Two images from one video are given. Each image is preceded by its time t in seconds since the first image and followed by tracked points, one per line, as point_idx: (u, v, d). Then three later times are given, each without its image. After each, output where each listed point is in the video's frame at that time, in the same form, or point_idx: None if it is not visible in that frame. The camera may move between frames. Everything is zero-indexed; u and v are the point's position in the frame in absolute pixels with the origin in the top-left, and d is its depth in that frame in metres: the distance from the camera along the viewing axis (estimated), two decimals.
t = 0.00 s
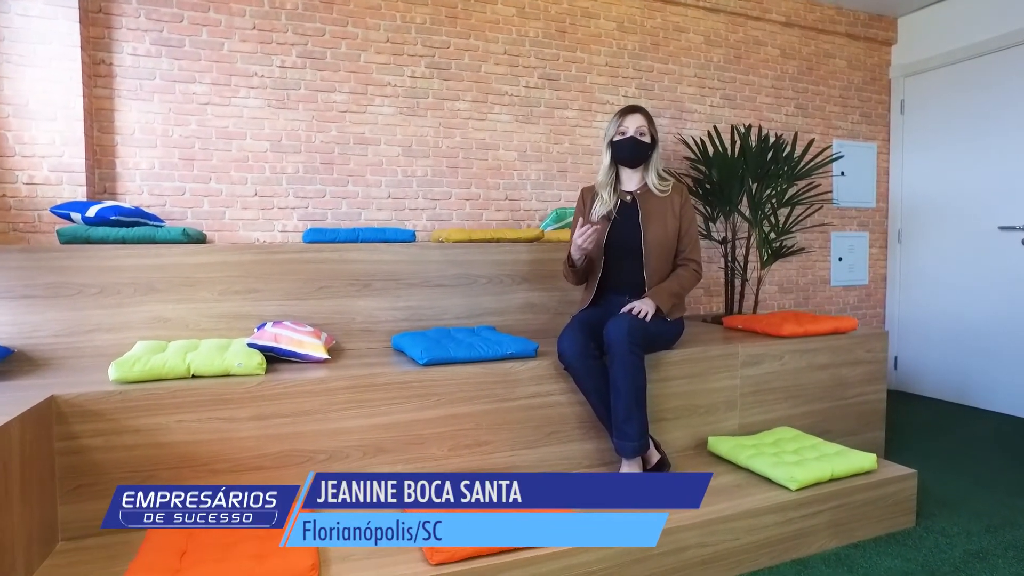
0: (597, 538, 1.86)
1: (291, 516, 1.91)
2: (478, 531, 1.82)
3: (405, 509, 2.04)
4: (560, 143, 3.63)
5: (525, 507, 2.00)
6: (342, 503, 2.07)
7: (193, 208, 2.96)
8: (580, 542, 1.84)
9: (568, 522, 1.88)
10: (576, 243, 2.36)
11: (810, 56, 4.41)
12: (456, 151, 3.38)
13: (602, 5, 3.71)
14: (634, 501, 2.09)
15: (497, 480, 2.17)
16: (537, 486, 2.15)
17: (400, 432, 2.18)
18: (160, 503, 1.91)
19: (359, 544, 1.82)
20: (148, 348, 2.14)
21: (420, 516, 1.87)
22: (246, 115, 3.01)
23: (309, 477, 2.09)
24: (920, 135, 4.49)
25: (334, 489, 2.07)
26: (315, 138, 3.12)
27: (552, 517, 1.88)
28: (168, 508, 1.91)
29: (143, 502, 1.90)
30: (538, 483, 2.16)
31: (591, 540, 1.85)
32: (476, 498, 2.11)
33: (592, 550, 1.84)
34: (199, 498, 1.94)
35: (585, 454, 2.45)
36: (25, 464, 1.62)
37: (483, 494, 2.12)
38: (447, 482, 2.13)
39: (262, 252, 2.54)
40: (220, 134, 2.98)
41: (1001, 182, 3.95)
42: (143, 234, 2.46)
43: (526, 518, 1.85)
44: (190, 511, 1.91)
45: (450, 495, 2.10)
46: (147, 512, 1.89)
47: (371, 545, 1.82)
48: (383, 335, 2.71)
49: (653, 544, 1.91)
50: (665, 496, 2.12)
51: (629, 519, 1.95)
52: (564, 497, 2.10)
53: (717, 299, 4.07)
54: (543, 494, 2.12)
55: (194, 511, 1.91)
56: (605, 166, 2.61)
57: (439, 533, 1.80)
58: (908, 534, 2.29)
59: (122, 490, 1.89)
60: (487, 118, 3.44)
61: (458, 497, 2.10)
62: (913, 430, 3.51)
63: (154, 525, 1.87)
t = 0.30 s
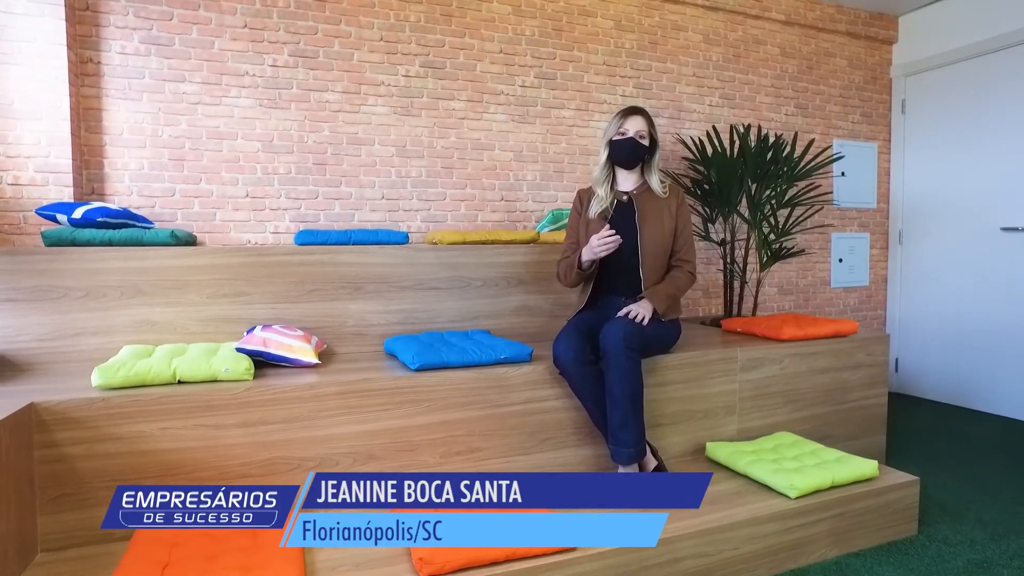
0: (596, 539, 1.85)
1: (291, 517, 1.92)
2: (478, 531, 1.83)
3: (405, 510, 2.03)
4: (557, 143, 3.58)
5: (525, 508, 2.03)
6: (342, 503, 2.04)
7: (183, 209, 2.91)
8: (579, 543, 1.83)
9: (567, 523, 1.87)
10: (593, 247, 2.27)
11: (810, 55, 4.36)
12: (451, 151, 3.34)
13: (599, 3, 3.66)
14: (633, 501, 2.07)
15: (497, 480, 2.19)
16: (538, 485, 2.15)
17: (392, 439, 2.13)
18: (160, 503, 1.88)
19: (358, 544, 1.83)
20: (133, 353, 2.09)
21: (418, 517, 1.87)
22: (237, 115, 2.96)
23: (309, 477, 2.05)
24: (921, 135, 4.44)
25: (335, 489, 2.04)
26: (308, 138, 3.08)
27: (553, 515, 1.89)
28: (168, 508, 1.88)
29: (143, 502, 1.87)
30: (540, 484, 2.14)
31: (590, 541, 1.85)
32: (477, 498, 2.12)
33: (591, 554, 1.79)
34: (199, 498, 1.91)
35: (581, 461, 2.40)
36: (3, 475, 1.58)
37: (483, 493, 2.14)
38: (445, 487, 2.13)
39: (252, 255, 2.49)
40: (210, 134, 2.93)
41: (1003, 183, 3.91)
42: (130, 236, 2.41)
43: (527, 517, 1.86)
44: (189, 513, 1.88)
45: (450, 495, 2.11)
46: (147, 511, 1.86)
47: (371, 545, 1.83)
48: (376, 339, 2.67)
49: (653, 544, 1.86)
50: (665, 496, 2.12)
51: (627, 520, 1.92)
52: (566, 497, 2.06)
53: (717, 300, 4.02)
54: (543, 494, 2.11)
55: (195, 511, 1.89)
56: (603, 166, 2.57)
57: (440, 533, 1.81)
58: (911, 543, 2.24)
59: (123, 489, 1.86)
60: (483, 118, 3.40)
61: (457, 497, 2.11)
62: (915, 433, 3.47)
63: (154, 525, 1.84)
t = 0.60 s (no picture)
0: (596, 538, 1.87)
1: (291, 516, 1.91)
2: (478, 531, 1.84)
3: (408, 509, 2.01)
4: (553, 144, 3.53)
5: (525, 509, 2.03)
6: (342, 503, 2.02)
7: (173, 212, 2.87)
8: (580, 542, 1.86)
9: (566, 523, 1.89)
10: (591, 291, 2.28)
11: (811, 55, 4.31)
12: (446, 152, 3.29)
13: (596, 2, 3.62)
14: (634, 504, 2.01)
15: (497, 480, 2.14)
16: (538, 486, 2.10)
17: (382, 448, 2.09)
18: (160, 503, 1.85)
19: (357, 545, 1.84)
20: (118, 361, 2.04)
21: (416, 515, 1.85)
22: (228, 116, 2.92)
23: (309, 478, 2.01)
24: (922, 136, 4.40)
25: (335, 489, 2.01)
26: (300, 139, 3.03)
27: (552, 517, 1.89)
28: (168, 508, 1.86)
29: (144, 502, 1.84)
30: (540, 483, 2.10)
31: (591, 539, 1.87)
32: (477, 498, 2.08)
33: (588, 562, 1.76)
34: (199, 498, 1.89)
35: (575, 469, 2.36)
36: None
37: (483, 494, 2.09)
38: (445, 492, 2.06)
39: (242, 259, 2.45)
40: (201, 135, 2.88)
41: (1006, 184, 3.86)
42: (117, 239, 2.36)
43: (529, 517, 1.87)
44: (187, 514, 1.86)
45: (450, 495, 2.06)
46: (148, 511, 1.84)
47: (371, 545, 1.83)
48: (368, 344, 2.62)
49: (653, 544, 1.85)
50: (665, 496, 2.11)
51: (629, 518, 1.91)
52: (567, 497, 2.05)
53: (716, 303, 3.98)
54: (543, 495, 2.07)
55: (194, 511, 1.87)
56: (601, 169, 2.53)
57: (440, 533, 1.80)
58: (913, 553, 2.19)
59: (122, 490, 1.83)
60: (478, 119, 3.35)
61: (458, 497, 2.06)
62: (916, 439, 3.42)
63: (154, 525, 1.83)
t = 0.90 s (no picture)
0: (596, 539, 1.87)
1: (291, 517, 1.92)
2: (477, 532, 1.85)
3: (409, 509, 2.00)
4: (549, 145, 3.49)
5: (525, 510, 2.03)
6: (342, 503, 2.00)
7: (162, 215, 2.82)
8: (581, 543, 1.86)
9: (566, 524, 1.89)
10: (588, 291, 2.24)
11: (810, 55, 4.26)
12: (440, 154, 3.24)
13: (593, 2, 3.57)
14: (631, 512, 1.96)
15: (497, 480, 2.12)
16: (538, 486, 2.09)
17: (370, 458, 2.04)
18: (160, 503, 1.84)
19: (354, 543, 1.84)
20: (100, 369, 1.99)
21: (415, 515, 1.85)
22: (218, 117, 2.87)
23: (309, 477, 1.98)
24: (923, 137, 4.35)
25: (334, 489, 1.99)
26: (291, 141, 2.98)
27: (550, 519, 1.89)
28: (168, 508, 1.84)
29: (143, 502, 1.82)
30: (539, 483, 2.08)
31: (591, 540, 1.87)
32: (477, 499, 2.07)
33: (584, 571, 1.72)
34: (199, 498, 1.87)
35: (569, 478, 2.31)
36: None
37: (483, 494, 2.08)
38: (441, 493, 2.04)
39: (229, 263, 2.40)
40: (190, 137, 2.84)
41: (1008, 186, 3.82)
42: (102, 243, 2.31)
43: (527, 516, 1.89)
44: (190, 514, 1.86)
45: (450, 495, 2.04)
46: (147, 511, 1.82)
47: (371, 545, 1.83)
48: (359, 350, 2.58)
49: (653, 544, 1.87)
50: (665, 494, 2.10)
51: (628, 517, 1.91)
52: (567, 497, 2.03)
53: (714, 306, 3.93)
54: (543, 495, 2.05)
55: (194, 511, 1.86)
56: (595, 173, 2.49)
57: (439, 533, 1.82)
58: (914, 564, 2.15)
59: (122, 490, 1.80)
60: (472, 120, 3.30)
61: (457, 497, 2.05)
62: (917, 445, 3.38)
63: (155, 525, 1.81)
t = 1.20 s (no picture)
0: (595, 539, 1.85)
1: (291, 516, 1.89)
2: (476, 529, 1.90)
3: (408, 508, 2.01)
4: (545, 146, 3.42)
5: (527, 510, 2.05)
6: (342, 502, 1.96)
7: (149, 217, 2.75)
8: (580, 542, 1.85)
9: (566, 523, 1.88)
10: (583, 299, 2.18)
11: (811, 54, 4.20)
12: (434, 155, 3.18)
13: None
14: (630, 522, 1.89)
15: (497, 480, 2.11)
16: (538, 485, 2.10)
17: (358, 469, 1.98)
18: (160, 503, 1.78)
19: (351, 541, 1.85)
20: (78, 377, 1.92)
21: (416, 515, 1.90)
22: (206, 117, 2.81)
23: (309, 477, 1.93)
24: (925, 138, 4.29)
25: (334, 489, 1.94)
26: (281, 142, 2.92)
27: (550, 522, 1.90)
28: (168, 508, 1.79)
29: (143, 502, 1.77)
30: (540, 482, 2.09)
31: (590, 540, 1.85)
32: (476, 498, 2.07)
33: None
34: (199, 498, 1.83)
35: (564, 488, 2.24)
36: None
37: (483, 494, 2.08)
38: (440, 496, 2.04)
39: (215, 267, 2.34)
40: (178, 137, 2.77)
41: (1012, 187, 3.76)
42: (84, 247, 2.24)
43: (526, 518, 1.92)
44: (189, 517, 1.80)
45: (450, 495, 2.05)
46: (148, 511, 1.77)
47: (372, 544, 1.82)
48: (349, 356, 2.51)
49: (653, 544, 1.85)
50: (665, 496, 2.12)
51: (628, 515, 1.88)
52: (566, 497, 2.03)
53: (713, 310, 3.87)
54: (544, 493, 2.07)
55: (194, 511, 1.81)
56: (591, 175, 2.42)
57: (440, 533, 1.85)
58: None
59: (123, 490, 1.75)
60: (466, 120, 3.24)
61: (457, 497, 2.05)
62: (919, 451, 3.32)
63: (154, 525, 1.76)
